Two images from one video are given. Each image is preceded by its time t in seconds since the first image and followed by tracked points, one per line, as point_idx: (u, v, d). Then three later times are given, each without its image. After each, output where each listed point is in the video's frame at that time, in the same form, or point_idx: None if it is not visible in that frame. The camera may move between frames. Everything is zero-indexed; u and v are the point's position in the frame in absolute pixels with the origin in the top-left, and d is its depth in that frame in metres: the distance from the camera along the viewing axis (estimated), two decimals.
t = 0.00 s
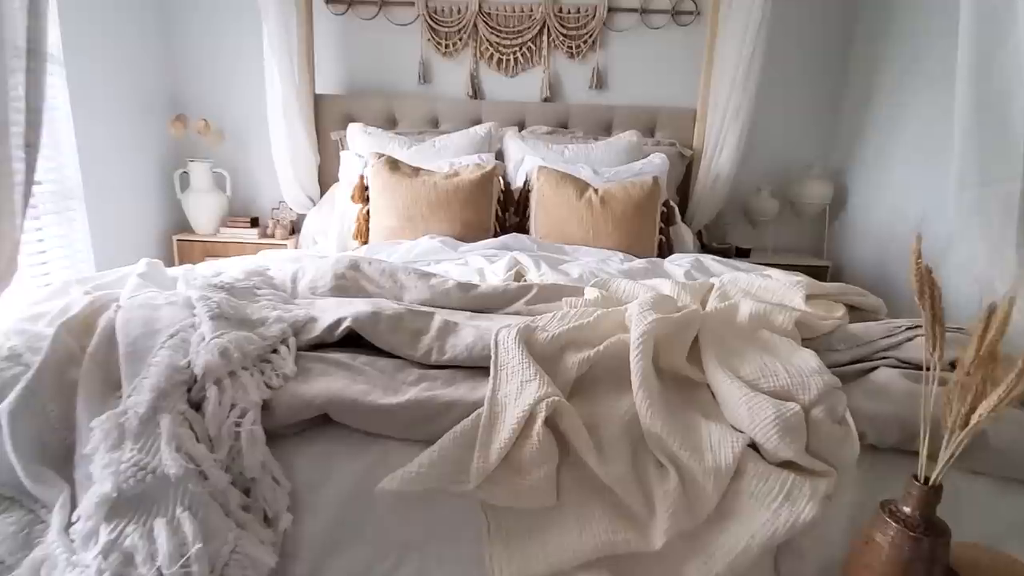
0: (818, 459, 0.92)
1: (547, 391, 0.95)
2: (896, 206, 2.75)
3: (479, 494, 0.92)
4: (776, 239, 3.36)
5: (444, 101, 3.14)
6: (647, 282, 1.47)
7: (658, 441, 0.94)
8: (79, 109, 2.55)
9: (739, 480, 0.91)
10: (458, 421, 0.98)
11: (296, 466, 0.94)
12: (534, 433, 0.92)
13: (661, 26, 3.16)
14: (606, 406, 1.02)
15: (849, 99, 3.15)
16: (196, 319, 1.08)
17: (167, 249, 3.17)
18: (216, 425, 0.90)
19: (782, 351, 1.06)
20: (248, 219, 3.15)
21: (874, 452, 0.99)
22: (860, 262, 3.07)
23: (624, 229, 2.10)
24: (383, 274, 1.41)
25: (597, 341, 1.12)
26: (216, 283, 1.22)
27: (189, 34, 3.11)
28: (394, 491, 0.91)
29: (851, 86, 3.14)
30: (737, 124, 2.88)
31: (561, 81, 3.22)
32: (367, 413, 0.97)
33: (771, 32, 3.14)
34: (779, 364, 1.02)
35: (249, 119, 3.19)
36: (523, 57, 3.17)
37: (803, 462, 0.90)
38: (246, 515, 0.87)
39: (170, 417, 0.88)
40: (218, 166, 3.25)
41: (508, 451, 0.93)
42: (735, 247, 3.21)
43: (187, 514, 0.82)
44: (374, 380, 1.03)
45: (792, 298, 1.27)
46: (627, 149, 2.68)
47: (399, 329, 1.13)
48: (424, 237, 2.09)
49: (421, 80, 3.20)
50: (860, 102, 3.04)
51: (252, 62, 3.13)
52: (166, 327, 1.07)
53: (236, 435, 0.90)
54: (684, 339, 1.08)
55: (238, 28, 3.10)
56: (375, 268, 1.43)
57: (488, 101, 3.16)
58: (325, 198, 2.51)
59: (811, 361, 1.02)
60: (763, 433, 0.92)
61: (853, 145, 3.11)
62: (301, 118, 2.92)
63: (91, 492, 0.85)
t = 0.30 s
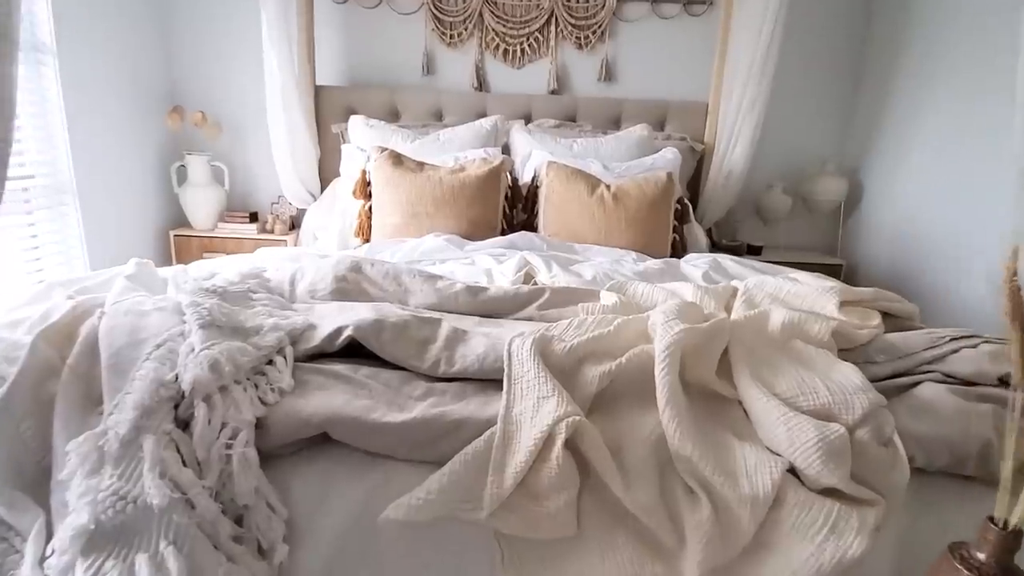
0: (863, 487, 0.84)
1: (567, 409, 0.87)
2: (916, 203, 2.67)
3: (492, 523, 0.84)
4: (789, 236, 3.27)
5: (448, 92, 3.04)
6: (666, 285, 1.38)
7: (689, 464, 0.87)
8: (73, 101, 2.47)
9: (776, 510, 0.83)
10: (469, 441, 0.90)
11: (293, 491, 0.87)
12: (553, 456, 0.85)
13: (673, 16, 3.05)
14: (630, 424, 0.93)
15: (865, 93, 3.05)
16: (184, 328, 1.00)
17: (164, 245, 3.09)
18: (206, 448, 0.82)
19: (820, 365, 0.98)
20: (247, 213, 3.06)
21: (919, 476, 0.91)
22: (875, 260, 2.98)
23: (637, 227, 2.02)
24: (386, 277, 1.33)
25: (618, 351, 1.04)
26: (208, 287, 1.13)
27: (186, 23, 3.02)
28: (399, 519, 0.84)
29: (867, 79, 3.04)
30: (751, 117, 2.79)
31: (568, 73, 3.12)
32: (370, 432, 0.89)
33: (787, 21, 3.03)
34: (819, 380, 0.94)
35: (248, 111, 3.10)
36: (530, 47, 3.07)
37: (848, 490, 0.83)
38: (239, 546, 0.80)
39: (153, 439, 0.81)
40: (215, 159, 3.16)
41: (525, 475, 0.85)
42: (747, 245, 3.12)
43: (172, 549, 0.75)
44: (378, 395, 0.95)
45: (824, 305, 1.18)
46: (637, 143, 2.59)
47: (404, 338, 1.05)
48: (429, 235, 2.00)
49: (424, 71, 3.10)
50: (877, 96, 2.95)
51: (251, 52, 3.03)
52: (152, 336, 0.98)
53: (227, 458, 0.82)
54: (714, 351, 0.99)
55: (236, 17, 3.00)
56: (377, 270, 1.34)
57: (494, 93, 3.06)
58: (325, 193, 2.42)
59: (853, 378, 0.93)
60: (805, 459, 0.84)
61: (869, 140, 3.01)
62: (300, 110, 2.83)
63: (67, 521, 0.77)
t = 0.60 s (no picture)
0: (922, 525, 0.77)
1: (596, 439, 0.79)
2: (934, 202, 2.60)
3: (515, 565, 0.77)
4: (801, 234, 3.19)
5: (451, 85, 2.94)
6: (690, 293, 1.30)
7: (730, 501, 0.79)
8: (65, 96, 2.38)
9: (827, 553, 0.76)
10: (489, 474, 0.83)
11: (295, 530, 0.79)
12: (582, 493, 0.77)
13: (684, 6, 2.95)
14: (662, 453, 0.85)
15: (881, 87, 2.96)
16: (174, 347, 0.92)
17: (159, 244, 2.99)
18: (197, 487, 0.74)
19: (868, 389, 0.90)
20: (244, 210, 2.96)
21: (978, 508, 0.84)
22: (890, 259, 2.90)
23: (651, 227, 1.93)
24: (393, 285, 1.24)
25: (647, 371, 0.95)
26: (201, 300, 1.05)
27: (180, 14, 2.91)
28: (414, 562, 0.76)
29: (883, 73, 2.95)
30: (766, 112, 2.70)
31: (575, 65, 3.02)
32: (379, 464, 0.81)
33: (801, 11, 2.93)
34: (870, 406, 0.86)
35: (244, 105, 3.00)
36: (536, 39, 2.97)
37: (905, 532, 0.75)
38: None
39: (139, 477, 0.73)
40: (211, 155, 3.06)
41: (551, 514, 0.78)
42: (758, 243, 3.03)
43: None
44: (388, 421, 0.87)
45: (863, 317, 1.10)
46: (649, 139, 2.49)
47: (414, 357, 0.97)
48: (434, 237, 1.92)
49: (426, 63, 3.00)
50: (894, 91, 2.86)
51: (247, 43, 2.93)
52: (140, 357, 0.90)
53: (221, 497, 0.74)
54: (753, 373, 0.91)
55: (231, 7, 2.89)
56: (383, 277, 1.26)
57: (498, 87, 2.96)
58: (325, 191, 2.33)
59: (906, 402, 0.86)
60: (859, 497, 0.76)
61: (885, 136, 2.92)
62: (299, 104, 2.73)
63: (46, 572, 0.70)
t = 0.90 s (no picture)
0: (983, 558, 0.71)
1: (630, 468, 0.72)
2: (948, 198, 2.55)
3: None
4: (810, 230, 3.12)
5: (452, 80, 2.85)
6: (714, 297, 1.23)
7: (775, 532, 0.73)
8: (52, 94, 2.29)
9: None
10: (512, 504, 0.76)
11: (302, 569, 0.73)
12: (617, 527, 0.70)
13: None
14: (698, 479, 0.79)
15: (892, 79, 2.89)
16: (166, 367, 0.84)
17: (153, 246, 2.91)
18: (196, 526, 0.68)
19: (915, 406, 0.85)
20: (239, 210, 2.87)
21: None
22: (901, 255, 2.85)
23: (664, 227, 1.86)
24: (400, 293, 1.17)
25: (677, 387, 0.88)
26: (195, 314, 0.97)
27: (171, 8, 2.81)
28: None
29: (894, 64, 2.88)
30: (776, 106, 2.64)
31: (578, 59, 2.94)
32: (393, 496, 0.74)
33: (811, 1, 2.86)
34: (920, 426, 0.80)
35: (239, 101, 2.91)
36: (538, 32, 2.89)
37: (968, 565, 0.70)
38: None
39: (130, 518, 0.67)
40: (204, 153, 2.98)
41: (583, 550, 0.71)
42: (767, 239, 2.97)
43: None
44: (401, 447, 0.80)
45: (900, 325, 1.05)
46: (657, 134, 2.43)
47: (426, 374, 0.90)
48: (439, 239, 1.85)
49: (426, 58, 2.92)
50: (906, 83, 2.79)
51: (241, 38, 2.84)
52: (130, 379, 0.83)
53: (221, 537, 0.68)
54: (793, 390, 0.85)
55: None
56: (389, 285, 1.18)
57: (500, 81, 2.88)
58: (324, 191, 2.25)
59: (959, 420, 0.81)
60: (918, 528, 0.71)
61: (896, 129, 2.86)
62: (295, 100, 2.64)
63: None
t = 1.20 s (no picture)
0: None
1: (650, 491, 0.68)
2: (949, 193, 2.53)
3: None
4: (808, 225, 3.09)
5: (444, 75, 2.78)
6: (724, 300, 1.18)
7: (805, 556, 0.69)
8: (30, 91, 2.19)
9: None
10: (525, 531, 0.71)
11: None
12: (639, 556, 0.66)
13: None
14: (721, 499, 0.75)
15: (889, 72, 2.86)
16: (148, 388, 0.78)
17: (138, 248, 2.82)
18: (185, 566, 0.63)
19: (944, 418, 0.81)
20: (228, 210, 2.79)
21: None
22: (900, 249, 2.83)
23: (666, 225, 1.82)
24: (398, 301, 1.12)
25: (694, 400, 0.84)
26: (181, 327, 0.92)
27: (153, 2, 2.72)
28: None
29: (891, 57, 2.85)
30: (776, 100, 2.60)
31: (573, 52, 2.88)
32: (398, 526, 0.69)
33: None
34: (952, 440, 0.77)
35: (225, 98, 2.82)
36: (532, 25, 2.83)
37: None
38: None
39: (113, 559, 0.62)
40: (190, 152, 2.89)
41: None
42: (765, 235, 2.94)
43: None
44: (404, 470, 0.75)
45: (919, 330, 1.01)
46: (655, 129, 2.38)
47: (429, 390, 0.85)
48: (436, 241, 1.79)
49: (417, 52, 2.85)
50: (904, 75, 2.77)
51: (226, 33, 2.75)
52: (110, 402, 0.77)
53: None
54: (817, 403, 0.81)
55: None
56: (386, 292, 1.13)
57: (493, 76, 2.82)
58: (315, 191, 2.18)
59: (992, 433, 0.77)
60: (957, 550, 0.67)
61: (894, 122, 2.83)
62: (283, 98, 2.57)
63: None
